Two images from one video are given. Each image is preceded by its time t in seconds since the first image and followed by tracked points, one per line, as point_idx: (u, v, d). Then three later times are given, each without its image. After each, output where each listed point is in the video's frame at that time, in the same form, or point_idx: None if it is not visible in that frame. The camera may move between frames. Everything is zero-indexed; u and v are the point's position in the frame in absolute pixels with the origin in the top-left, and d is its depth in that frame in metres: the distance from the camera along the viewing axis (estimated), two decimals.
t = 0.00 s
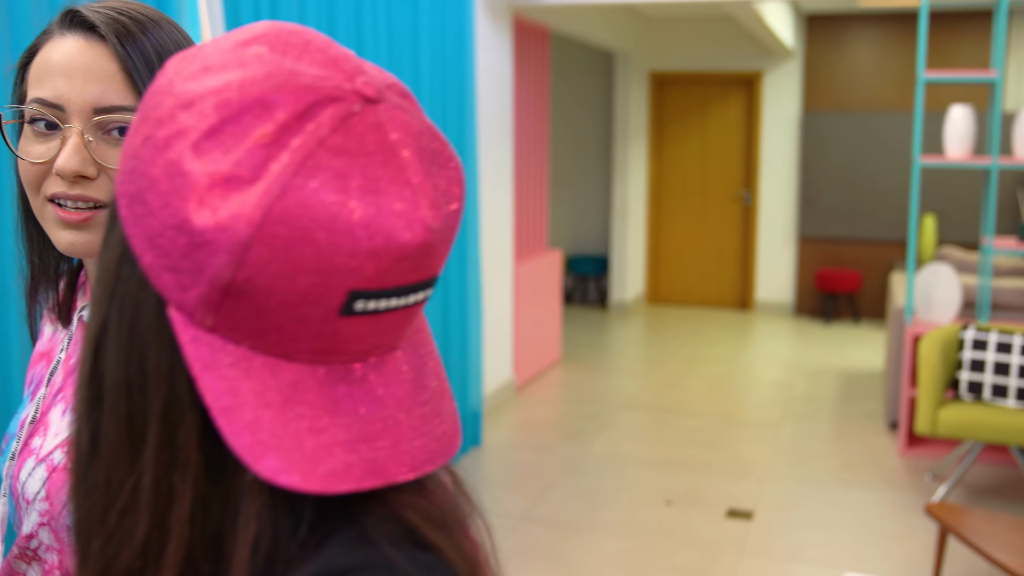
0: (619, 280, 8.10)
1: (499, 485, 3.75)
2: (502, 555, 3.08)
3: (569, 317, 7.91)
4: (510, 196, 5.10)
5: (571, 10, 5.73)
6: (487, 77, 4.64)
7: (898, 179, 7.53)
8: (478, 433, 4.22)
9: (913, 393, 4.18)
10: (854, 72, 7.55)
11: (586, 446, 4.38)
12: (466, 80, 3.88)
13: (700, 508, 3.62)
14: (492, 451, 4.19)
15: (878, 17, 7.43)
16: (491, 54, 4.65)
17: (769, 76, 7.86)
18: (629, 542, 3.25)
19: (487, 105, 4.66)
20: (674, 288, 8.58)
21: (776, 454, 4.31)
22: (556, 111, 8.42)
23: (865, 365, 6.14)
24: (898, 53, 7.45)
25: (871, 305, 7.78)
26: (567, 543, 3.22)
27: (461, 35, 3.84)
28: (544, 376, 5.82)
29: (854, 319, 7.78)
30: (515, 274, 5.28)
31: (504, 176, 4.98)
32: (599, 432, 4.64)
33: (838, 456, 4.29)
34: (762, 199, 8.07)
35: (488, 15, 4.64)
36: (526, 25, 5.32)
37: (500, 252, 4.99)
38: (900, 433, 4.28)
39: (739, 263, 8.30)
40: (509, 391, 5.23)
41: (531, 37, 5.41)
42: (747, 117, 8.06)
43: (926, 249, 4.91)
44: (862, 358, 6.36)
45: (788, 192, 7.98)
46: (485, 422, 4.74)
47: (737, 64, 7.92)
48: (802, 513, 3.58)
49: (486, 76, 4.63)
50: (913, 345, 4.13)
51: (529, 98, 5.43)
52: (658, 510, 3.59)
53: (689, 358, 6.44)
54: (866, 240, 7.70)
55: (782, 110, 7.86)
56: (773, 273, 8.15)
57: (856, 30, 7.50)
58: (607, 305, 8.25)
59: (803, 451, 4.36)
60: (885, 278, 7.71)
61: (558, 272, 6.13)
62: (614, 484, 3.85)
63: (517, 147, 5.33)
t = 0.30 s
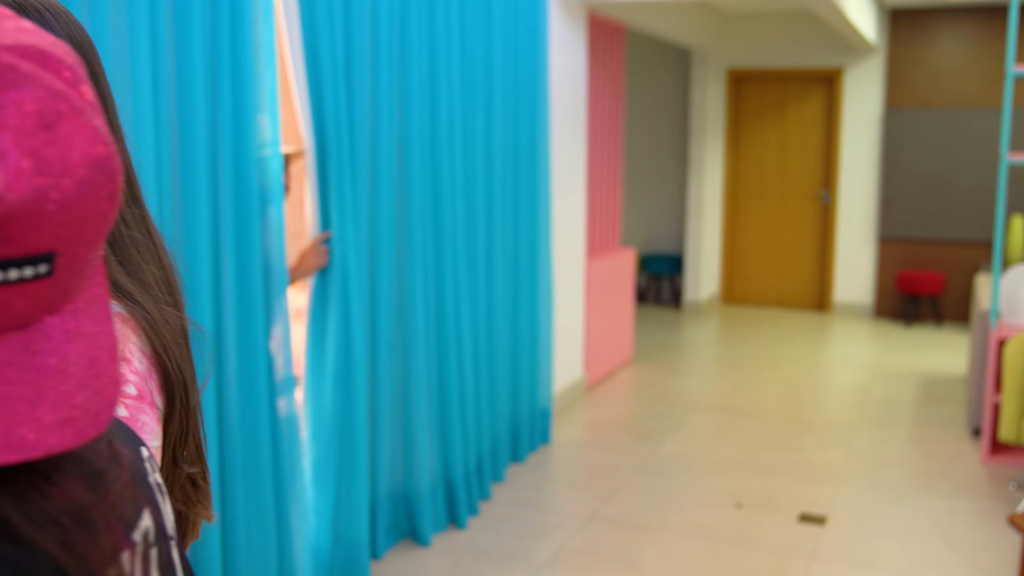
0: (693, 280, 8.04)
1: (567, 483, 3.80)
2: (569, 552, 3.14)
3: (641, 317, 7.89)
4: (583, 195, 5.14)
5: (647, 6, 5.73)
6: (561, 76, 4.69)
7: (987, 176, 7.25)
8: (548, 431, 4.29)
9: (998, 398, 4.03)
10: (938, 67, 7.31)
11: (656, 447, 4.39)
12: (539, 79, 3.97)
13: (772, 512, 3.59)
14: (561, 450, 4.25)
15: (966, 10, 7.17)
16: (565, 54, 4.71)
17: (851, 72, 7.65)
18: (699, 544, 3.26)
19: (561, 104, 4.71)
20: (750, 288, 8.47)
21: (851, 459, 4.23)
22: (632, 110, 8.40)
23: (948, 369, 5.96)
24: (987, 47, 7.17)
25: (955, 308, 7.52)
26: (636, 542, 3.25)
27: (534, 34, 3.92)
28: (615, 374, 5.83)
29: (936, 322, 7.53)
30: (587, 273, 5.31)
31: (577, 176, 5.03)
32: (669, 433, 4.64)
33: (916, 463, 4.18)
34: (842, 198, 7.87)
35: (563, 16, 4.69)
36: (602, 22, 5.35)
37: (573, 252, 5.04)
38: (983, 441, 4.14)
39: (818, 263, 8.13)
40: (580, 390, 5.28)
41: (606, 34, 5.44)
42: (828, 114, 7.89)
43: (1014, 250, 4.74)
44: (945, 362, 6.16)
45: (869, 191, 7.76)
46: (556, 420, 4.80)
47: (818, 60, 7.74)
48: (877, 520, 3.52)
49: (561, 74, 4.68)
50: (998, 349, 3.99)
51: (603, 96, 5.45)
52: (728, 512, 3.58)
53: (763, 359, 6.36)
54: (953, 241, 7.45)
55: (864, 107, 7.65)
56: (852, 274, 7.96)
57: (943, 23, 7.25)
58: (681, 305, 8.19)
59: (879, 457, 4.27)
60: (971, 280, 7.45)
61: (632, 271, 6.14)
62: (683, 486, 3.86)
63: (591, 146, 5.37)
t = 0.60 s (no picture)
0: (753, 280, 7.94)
1: (620, 483, 3.82)
2: (619, 553, 3.16)
3: (700, 316, 7.83)
4: (641, 193, 5.14)
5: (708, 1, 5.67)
6: (620, 73, 4.70)
7: None
8: (602, 430, 4.31)
9: None
10: (1013, 64, 7.12)
11: (711, 448, 4.37)
12: (595, 75, 4.01)
13: (829, 517, 3.55)
14: (615, 449, 4.27)
15: None
16: (625, 51, 4.72)
17: (919, 68, 7.50)
18: (752, 547, 3.24)
19: (619, 101, 4.72)
20: (811, 288, 8.31)
21: (913, 465, 4.15)
22: (692, 108, 8.33)
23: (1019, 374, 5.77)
24: None
25: None
26: (688, 544, 3.25)
27: (591, 30, 3.95)
28: (672, 374, 5.82)
29: (1006, 326, 7.31)
30: (644, 272, 5.31)
31: (635, 173, 5.03)
32: (724, 434, 4.61)
33: (980, 470, 4.07)
34: (909, 196, 7.68)
35: (623, 14, 4.70)
36: (662, 16, 5.32)
37: (630, 250, 5.05)
38: None
39: (882, 263, 7.95)
40: (636, 390, 5.28)
41: (666, 29, 5.41)
42: (894, 111, 7.71)
43: None
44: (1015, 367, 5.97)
45: (937, 189, 7.58)
46: (610, 419, 4.81)
47: (885, 56, 7.58)
48: (938, 527, 3.45)
49: (620, 70, 4.69)
50: None
51: (663, 94, 5.44)
52: (783, 516, 3.55)
53: (824, 361, 6.26)
54: None
55: (932, 104, 7.48)
56: (918, 275, 7.76)
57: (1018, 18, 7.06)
58: (740, 305, 8.10)
59: (943, 463, 4.17)
60: None
61: (690, 271, 6.10)
62: (737, 488, 3.84)
63: (650, 144, 5.37)
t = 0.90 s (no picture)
0: (787, 279, 7.84)
1: (648, 485, 3.80)
2: (645, 556, 3.14)
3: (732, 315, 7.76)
4: (673, 191, 5.11)
5: None
6: (652, 69, 4.67)
7: None
8: (631, 431, 4.30)
9: None
10: None
11: (741, 450, 4.32)
12: (625, 71, 3.98)
13: (860, 522, 3.49)
14: (644, 450, 4.25)
15: None
16: (657, 47, 4.70)
17: (959, 64, 7.35)
18: (781, 552, 3.20)
19: (651, 98, 4.69)
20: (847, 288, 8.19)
21: (949, 470, 4.06)
22: (725, 104, 8.24)
23: None
24: None
25: None
26: (715, 548, 3.22)
27: (622, 26, 3.93)
28: (704, 375, 5.77)
29: None
30: (676, 270, 5.27)
31: (667, 171, 5.00)
32: (755, 435, 4.56)
33: (1019, 476, 3.99)
34: (948, 195, 7.53)
35: (655, 9, 4.67)
36: (695, 12, 5.27)
37: (661, 248, 5.02)
38: None
39: (920, 263, 7.80)
40: (667, 390, 5.25)
41: (699, 24, 5.36)
42: (934, 107, 7.56)
43: None
44: None
45: (977, 187, 7.43)
46: (639, 419, 4.79)
47: (925, 51, 7.43)
48: (973, 534, 3.37)
49: (651, 66, 4.65)
50: None
51: (696, 91, 5.40)
52: (814, 520, 3.50)
53: (860, 362, 6.15)
54: None
55: (971, 99, 7.34)
56: (956, 275, 7.62)
57: None
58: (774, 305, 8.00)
59: (980, 468, 4.08)
60: None
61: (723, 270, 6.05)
62: (767, 490, 3.79)
63: (683, 142, 5.33)
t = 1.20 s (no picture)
0: (811, 279, 7.74)
1: (665, 487, 3.76)
2: (659, 560, 3.10)
3: (755, 315, 7.67)
4: (693, 190, 5.06)
5: None
6: (673, 67, 4.63)
7: None
8: (648, 432, 4.27)
9: None
10: None
11: (760, 452, 4.27)
12: (645, 68, 3.95)
13: (880, 527, 3.43)
14: (661, 451, 4.22)
15: None
16: (677, 43, 4.65)
17: (987, 63, 7.24)
18: (799, 558, 3.15)
19: (671, 95, 4.64)
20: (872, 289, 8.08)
21: (974, 474, 3.99)
22: (748, 102, 8.15)
23: None
24: None
25: None
26: (731, 553, 3.18)
27: (640, 23, 3.89)
28: (724, 375, 5.71)
29: None
30: (696, 270, 5.22)
31: (687, 169, 4.95)
32: (778, 436, 4.51)
33: None
34: (976, 195, 7.41)
35: (675, 6, 4.62)
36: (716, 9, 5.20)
37: (682, 248, 4.98)
38: None
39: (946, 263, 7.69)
40: (686, 391, 5.20)
41: (720, 21, 5.30)
42: (962, 105, 7.44)
43: None
44: None
45: (1006, 187, 7.29)
46: (657, 420, 4.74)
47: (953, 49, 7.31)
48: (998, 541, 3.30)
49: (671, 64, 4.60)
50: None
51: (718, 88, 5.34)
52: (834, 525, 3.44)
53: (884, 364, 6.06)
54: None
55: (1000, 98, 7.21)
56: (984, 276, 7.48)
57: None
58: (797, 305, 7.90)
59: (1006, 473, 3.99)
60: None
61: (744, 270, 5.99)
62: (786, 493, 3.74)
63: (704, 139, 5.27)
